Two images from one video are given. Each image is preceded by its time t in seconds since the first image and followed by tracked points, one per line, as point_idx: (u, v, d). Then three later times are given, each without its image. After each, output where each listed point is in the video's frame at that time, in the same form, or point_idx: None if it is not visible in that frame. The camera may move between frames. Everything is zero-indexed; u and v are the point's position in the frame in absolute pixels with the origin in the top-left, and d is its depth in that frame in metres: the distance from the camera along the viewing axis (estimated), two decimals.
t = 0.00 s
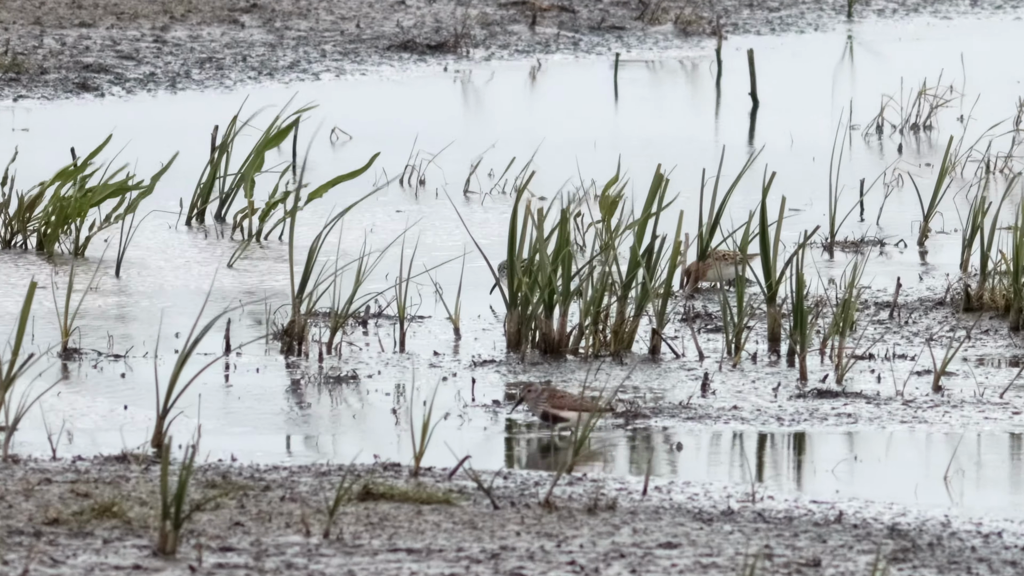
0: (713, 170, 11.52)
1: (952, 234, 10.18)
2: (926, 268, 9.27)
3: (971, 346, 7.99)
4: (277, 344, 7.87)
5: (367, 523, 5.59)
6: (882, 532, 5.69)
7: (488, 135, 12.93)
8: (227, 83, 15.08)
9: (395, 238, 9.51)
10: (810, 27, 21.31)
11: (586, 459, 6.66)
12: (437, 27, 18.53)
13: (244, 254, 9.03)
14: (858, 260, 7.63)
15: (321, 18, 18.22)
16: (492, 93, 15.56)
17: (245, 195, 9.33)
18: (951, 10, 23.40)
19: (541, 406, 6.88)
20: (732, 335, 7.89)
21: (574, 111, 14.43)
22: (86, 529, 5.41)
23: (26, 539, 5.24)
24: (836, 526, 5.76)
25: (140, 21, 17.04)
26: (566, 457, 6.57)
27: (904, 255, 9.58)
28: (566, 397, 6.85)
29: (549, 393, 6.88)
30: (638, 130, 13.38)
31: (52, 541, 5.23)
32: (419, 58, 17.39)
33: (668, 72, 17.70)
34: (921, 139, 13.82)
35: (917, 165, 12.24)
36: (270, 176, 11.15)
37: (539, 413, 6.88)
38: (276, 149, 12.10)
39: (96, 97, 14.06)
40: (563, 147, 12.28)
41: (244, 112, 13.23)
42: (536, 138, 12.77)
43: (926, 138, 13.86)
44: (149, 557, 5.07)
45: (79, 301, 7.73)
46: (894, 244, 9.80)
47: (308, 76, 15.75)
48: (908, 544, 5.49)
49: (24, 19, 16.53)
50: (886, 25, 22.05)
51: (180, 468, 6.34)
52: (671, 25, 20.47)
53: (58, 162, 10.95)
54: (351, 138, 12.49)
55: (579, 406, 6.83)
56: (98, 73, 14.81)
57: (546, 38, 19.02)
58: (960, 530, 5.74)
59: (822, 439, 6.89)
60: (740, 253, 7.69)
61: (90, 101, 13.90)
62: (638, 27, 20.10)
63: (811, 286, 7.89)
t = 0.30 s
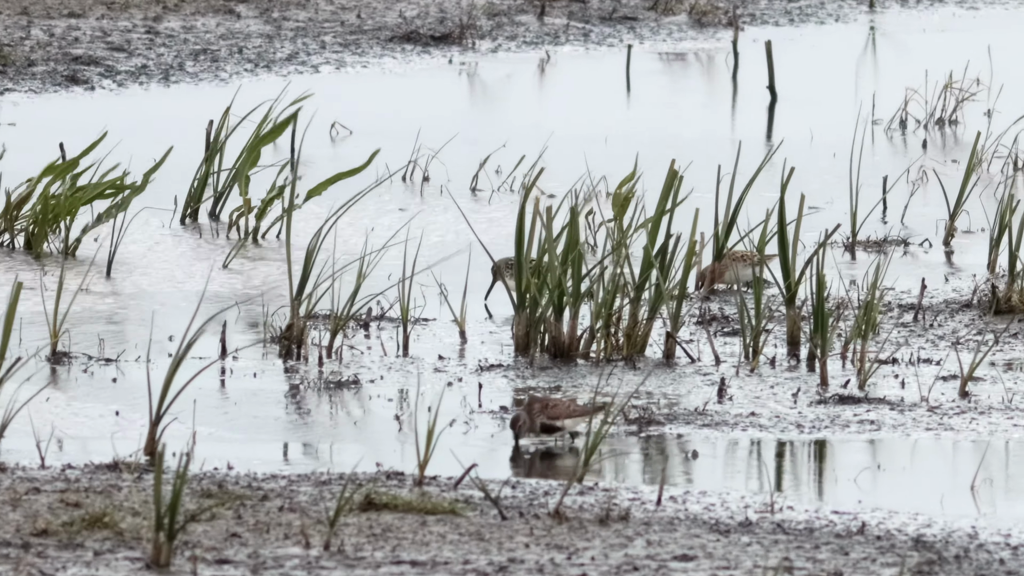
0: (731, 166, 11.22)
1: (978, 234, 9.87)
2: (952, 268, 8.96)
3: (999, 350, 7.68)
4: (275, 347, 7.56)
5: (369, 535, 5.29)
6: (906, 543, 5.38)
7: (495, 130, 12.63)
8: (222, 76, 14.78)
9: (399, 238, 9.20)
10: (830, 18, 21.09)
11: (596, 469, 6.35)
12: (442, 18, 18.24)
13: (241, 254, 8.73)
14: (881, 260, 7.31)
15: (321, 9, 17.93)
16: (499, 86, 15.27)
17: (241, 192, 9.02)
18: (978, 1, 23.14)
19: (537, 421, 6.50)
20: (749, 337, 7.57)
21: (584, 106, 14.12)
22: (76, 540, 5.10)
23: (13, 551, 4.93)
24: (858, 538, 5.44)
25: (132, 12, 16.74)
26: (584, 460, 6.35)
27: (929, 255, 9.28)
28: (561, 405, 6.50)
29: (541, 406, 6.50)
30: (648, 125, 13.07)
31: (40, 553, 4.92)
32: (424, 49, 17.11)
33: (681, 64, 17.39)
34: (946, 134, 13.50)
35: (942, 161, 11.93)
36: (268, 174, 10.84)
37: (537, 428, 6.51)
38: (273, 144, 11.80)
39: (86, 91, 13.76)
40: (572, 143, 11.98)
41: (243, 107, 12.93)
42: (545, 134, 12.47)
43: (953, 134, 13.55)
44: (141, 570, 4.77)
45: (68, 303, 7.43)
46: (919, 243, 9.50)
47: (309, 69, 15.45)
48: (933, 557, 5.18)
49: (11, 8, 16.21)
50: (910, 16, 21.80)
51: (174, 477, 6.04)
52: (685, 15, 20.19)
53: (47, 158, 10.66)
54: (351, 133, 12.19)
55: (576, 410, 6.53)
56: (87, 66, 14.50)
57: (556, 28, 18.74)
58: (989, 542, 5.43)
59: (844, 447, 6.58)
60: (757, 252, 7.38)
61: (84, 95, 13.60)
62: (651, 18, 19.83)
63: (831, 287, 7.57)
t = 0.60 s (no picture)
0: (747, 163, 10.94)
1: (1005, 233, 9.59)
2: (977, 270, 8.69)
3: None
4: (273, 351, 7.28)
5: (371, 547, 5.00)
6: (930, 556, 5.10)
7: (502, 125, 12.35)
8: (218, 68, 14.50)
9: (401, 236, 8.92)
10: (851, 9, 20.83)
11: (607, 478, 6.06)
12: (446, 8, 17.97)
13: (237, 254, 8.44)
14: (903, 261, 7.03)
15: None
16: (506, 79, 14.99)
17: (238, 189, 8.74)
18: None
19: (544, 422, 6.23)
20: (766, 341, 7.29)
21: (593, 100, 13.84)
22: (65, 552, 4.82)
23: None
24: (880, 550, 5.16)
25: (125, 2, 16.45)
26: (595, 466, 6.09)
27: (954, 255, 9.01)
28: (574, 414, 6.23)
29: (553, 408, 6.23)
30: (658, 120, 12.79)
31: (28, 566, 4.64)
32: (427, 42, 16.83)
33: (694, 56, 17.09)
34: (972, 129, 13.20)
35: (968, 158, 11.65)
36: (267, 170, 10.55)
37: (541, 430, 6.24)
38: (271, 139, 11.52)
39: (76, 84, 13.47)
40: (580, 138, 11.69)
41: (241, 100, 12.65)
42: (554, 128, 12.19)
43: (979, 129, 13.24)
44: None
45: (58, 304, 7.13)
46: (943, 243, 9.22)
47: (309, 61, 15.17)
48: (960, 571, 4.90)
49: None
50: (933, 7, 21.52)
51: (168, 486, 5.75)
52: (699, 6, 19.91)
53: (37, 154, 10.37)
54: (352, 129, 11.91)
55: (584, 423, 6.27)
56: (78, 58, 14.21)
57: (565, 19, 18.47)
58: (1017, 555, 5.15)
59: (865, 455, 6.29)
60: (775, 253, 7.09)
61: (77, 88, 13.31)
62: (664, 9, 19.57)
63: (852, 289, 7.29)
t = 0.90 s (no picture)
0: (762, 159, 10.68)
1: None
2: (1003, 270, 8.42)
3: None
4: (271, 355, 7.01)
5: (373, 558, 4.74)
6: (956, 569, 4.83)
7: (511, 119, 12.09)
8: (214, 60, 14.24)
9: (403, 235, 8.65)
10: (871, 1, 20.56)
11: (618, 487, 5.79)
12: None
13: (233, 254, 8.17)
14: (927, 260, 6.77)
15: None
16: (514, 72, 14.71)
17: (234, 187, 8.47)
18: None
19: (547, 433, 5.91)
20: (784, 345, 7.02)
21: (602, 94, 13.57)
22: (54, 564, 4.56)
23: None
24: (903, 562, 4.89)
25: None
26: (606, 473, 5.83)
27: (979, 255, 8.75)
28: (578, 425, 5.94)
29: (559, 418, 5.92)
30: (668, 114, 12.54)
31: None
32: (432, 34, 16.59)
33: (707, 47, 16.83)
34: (998, 123, 12.91)
35: (994, 154, 11.38)
36: (265, 166, 10.29)
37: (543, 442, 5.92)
38: (269, 135, 11.25)
39: (67, 77, 13.21)
40: (589, 133, 11.43)
41: (240, 94, 12.41)
42: (562, 122, 11.94)
43: (1006, 124, 12.92)
44: None
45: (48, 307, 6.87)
46: (968, 242, 8.96)
47: (309, 53, 14.92)
48: None
49: None
50: None
51: (162, 495, 5.49)
52: None
53: (28, 149, 10.10)
54: (353, 123, 11.64)
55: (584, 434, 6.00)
56: (69, 50, 13.94)
57: (575, 10, 18.22)
58: None
59: (886, 463, 6.02)
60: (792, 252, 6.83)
61: (71, 81, 13.05)
62: None
63: (873, 290, 7.02)
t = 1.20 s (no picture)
0: (778, 155, 10.44)
1: None
2: None
3: None
4: (270, 360, 6.77)
5: (375, 571, 4.50)
6: None
7: (517, 113, 11.85)
8: (210, 53, 14.01)
9: (406, 235, 8.41)
10: None
11: (629, 496, 5.55)
12: None
13: (230, 254, 7.93)
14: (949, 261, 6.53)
15: None
16: (522, 65, 14.46)
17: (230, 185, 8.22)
18: None
19: (546, 440, 5.64)
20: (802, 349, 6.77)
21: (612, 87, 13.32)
22: None
23: None
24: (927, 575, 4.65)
25: None
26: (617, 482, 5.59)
27: (1005, 255, 8.51)
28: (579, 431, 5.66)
29: (558, 425, 5.64)
30: (679, 109, 12.29)
31: None
32: (435, 26, 16.35)
33: (716, 39, 16.59)
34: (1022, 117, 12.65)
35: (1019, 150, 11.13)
36: (265, 163, 10.04)
37: (542, 449, 5.65)
38: (268, 130, 11.00)
39: (57, 70, 12.96)
40: (597, 128, 11.19)
41: (238, 88, 12.17)
42: (570, 117, 11.70)
43: None
44: None
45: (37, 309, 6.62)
46: (992, 241, 8.71)
47: (309, 45, 14.68)
48: None
49: None
50: None
51: (156, 505, 5.25)
52: None
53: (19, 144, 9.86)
54: (354, 118, 11.39)
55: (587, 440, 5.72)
56: (60, 42, 13.69)
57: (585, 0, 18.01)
58: None
59: (908, 471, 5.78)
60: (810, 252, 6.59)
61: (63, 74, 12.80)
62: None
63: (893, 292, 6.78)
